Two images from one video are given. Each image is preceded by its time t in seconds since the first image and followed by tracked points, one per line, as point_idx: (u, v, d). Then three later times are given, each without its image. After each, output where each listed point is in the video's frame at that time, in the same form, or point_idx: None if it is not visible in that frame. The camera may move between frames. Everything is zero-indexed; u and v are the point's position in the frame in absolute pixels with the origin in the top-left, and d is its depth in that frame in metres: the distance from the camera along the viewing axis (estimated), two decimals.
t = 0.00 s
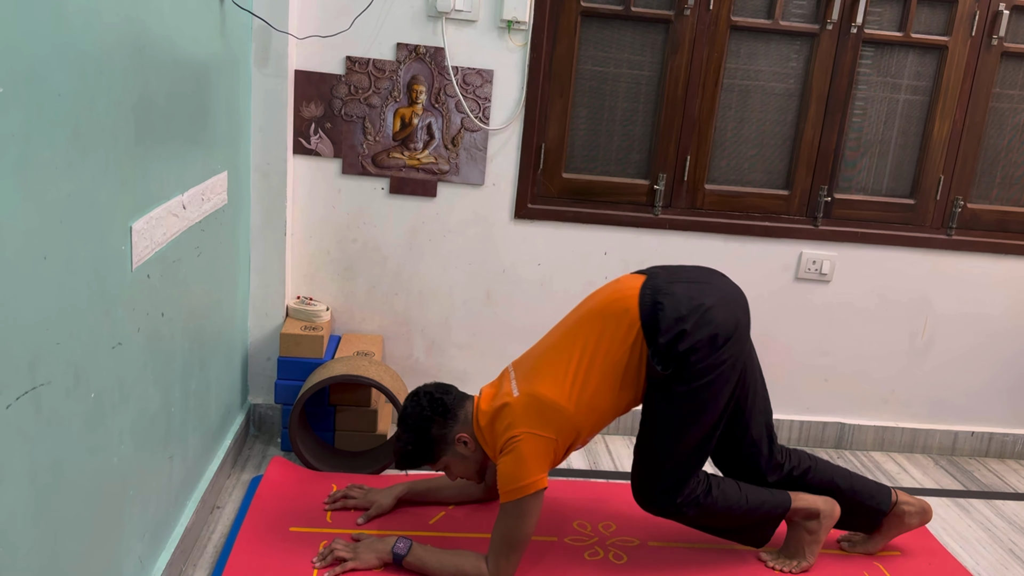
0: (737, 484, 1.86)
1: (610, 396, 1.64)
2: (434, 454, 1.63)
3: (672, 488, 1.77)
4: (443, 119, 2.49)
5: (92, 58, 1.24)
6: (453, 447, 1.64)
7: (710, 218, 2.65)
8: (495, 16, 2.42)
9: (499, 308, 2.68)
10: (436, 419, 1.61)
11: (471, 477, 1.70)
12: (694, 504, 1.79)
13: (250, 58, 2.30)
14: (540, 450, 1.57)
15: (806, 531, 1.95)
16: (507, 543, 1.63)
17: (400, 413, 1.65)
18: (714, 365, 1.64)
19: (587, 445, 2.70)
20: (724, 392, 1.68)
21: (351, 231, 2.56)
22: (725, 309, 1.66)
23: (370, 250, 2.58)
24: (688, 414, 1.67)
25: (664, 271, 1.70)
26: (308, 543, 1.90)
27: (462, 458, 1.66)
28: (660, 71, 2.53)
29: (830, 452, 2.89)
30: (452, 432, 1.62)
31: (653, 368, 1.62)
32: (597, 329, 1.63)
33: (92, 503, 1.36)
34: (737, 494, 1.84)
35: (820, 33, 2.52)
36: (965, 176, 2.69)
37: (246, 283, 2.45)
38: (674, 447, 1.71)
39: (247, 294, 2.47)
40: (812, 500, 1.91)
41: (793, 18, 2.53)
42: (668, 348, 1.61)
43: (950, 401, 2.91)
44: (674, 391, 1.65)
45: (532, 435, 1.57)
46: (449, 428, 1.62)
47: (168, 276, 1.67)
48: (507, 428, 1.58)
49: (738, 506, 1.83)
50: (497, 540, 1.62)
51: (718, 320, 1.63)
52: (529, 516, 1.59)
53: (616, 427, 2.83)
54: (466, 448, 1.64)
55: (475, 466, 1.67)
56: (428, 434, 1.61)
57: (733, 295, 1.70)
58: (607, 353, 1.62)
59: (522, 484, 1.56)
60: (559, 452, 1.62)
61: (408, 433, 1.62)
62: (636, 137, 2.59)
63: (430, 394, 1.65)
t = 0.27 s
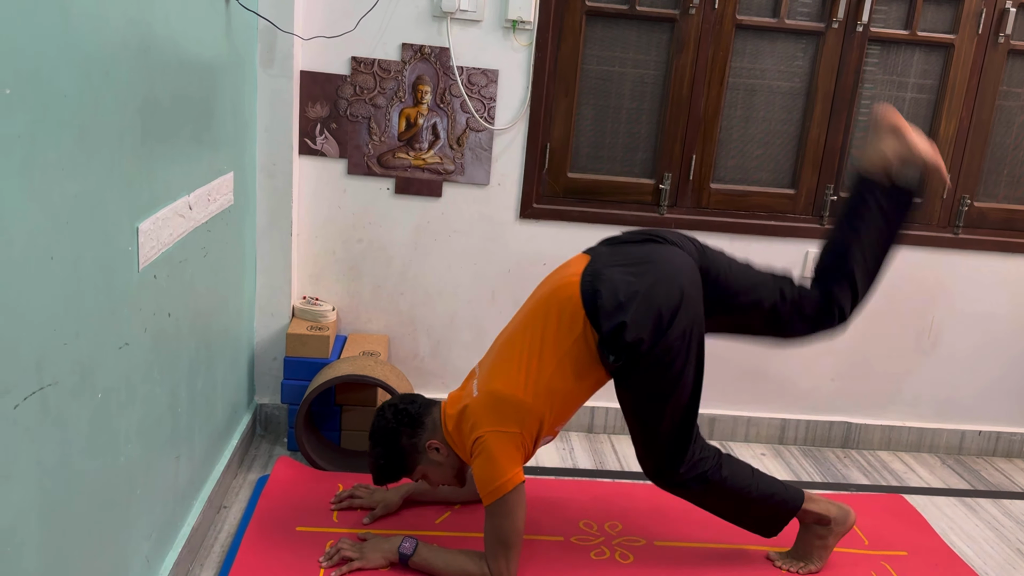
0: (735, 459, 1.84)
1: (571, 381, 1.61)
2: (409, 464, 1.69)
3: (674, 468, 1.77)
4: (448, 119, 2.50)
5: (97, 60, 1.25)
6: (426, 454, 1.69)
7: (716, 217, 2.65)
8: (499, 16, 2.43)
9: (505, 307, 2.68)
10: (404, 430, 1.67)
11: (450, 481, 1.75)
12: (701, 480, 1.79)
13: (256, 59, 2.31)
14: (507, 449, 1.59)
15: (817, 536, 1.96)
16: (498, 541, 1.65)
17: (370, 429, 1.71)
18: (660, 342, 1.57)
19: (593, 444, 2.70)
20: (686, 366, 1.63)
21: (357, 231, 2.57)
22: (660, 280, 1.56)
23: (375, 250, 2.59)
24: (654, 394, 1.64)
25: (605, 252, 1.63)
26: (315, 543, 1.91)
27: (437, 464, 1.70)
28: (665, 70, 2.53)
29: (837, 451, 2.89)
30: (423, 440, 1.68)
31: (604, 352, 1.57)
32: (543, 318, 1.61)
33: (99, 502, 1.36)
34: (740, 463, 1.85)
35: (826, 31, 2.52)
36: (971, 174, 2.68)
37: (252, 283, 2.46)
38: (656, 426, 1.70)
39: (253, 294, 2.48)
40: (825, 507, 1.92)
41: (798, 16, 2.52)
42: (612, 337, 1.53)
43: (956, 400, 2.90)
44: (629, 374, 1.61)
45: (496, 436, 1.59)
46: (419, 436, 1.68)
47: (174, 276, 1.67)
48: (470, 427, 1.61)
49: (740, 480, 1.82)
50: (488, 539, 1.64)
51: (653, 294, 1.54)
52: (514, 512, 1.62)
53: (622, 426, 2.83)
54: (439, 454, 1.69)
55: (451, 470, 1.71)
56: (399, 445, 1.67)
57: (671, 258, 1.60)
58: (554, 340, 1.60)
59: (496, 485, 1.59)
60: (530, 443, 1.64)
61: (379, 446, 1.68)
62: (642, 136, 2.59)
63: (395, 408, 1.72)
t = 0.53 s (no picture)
0: (726, 362, 1.46)
1: (562, 375, 1.59)
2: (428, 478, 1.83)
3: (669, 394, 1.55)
4: (455, 120, 2.50)
5: (107, 61, 1.26)
6: (442, 468, 1.83)
7: (723, 217, 2.64)
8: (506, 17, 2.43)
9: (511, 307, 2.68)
10: (416, 449, 1.84)
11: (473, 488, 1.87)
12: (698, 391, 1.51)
13: (264, 60, 2.32)
14: (507, 449, 1.65)
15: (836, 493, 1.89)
16: (506, 541, 1.68)
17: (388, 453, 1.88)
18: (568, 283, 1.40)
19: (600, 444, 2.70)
20: (603, 294, 1.41)
21: (364, 231, 2.57)
22: (539, 218, 1.36)
23: (382, 251, 2.59)
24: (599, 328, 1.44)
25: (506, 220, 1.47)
26: (323, 541, 1.92)
27: (454, 476, 1.84)
28: (671, 69, 2.53)
29: (845, 451, 2.88)
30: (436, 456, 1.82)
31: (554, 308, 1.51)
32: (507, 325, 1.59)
33: (109, 501, 1.37)
34: (737, 335, 1.48)
35: (833, 30, 2.51)
36: (980, 173, 2.67)
37: (260, 283, 2.47)
38: (631, 362, 1.49)
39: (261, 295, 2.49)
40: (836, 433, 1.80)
41: (805, 15, 2.52)
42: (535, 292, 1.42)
43: (965, 400, 2.89)
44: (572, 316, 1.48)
45: (495, 438, 1.65)
46: (431, 453, 1.83)
47: (183, 276, 1.68)
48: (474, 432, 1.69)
49: (740, 378, 1.48)
50: (497, 540, 1.68)
51: (525, 243, 1.36)
52: (521, 514, 1.65)
53: (628, 426, 2.83)
54: (454, 466, 1.81)
55: (469, 480, 1.84)
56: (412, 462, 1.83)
57: (547, 181, 1.37)
58: (525, 349, 1.57)
59: (500, 486, 1.64)
60: (533, 436, 1.67)
61: (396, 469, 1.85)
62: (648, 136, 2.59)
63: (405, 430, 1.86)
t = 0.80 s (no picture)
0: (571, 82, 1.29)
1: (553, 356, 1.64)
2: (457, 493, 1.82)
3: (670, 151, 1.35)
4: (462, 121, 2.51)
5: (116, 64, 1.27)
6: (469, 478, 1.82)
7: (730, 217, 2.64)
8: (513, 17, 2.43)
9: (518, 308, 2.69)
10: (438, 467, 1.83)
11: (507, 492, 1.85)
12: (679, 124, 1.31)
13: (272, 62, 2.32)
14: (515, 450, 1.67)
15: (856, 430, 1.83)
16: (516, 541, 1.69)
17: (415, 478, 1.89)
18: (523, 233, 1.40)
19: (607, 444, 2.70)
20: (538, 204, 1.37)
21: (371, 232, 2.58)
22: (449, 226, 1.42)
23: (389, 252, 2.60)
24: (572, 204, 1.37)
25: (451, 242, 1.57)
26: (331, 541, 1.93)
27: (483, 483, 1.82)
28: (678, 69, 2.53)
29: (852, 451, 2.87)
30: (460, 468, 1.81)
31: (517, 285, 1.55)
32: (487, 328, 1.64)
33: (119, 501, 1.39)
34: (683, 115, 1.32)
35: (840, 29, 2.50)
36: (988, 172, 2.66)
37: (268, 285, 2.48)
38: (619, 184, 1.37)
39: (269, 296, 2.50)
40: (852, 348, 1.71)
41: (812, 15, 2.51)
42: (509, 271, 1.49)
43: (973, 400, 2.88)
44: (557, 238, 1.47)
45: (501, 441, 1.69)
46: (453, 467, 1.82)
47: (192, 277, 1.69)
48: (483, 437, 1.73)
49: (619, 58, 1.29)
50: (509, 541, 1.69)
51: (453, 251, 1.44)
52: (531, 513, 1.66)
53: (636, 426, 2.83)
54: (480, 475, 1.81)
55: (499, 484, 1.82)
56: (437, 481, 1.82)
57: (439, 191, 1.44)
58: (511, 344, 1.62)
59: (510, 486, 1.66)
60: (541, 432, 1.70)
61: (425, 491, 1.85)
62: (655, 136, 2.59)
63: (424, 450, 1.87)
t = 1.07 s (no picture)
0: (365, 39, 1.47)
1: (547, 353, 1.67)
2: (485, 508, 1.84)
3: (506, 51, 1.50)
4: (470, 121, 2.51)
5: (128, 66, 1.27)
6: (494, 491, 1.83)
7: (738, 216, 2.63)
8: (520, 18, 2.43)
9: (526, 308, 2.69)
10: (460, 488, 1.84)
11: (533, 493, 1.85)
12: (496, 21, 1.46)
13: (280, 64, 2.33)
14: (523, 453, 1.68)
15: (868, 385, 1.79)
16: (528, 544, 1.70)
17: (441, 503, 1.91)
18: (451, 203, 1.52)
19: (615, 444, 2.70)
20: (441, 165, 1.50)
21: (380, 233, 2.59)
22: (405, 235, 1.55)
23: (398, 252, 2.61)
24: (470, 144, 1.50)
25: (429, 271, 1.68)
26: (341, 541, 1.93)
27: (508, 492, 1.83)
28: (685, 69, 2.52)
29: (862, 451, 2.86)
30: (482, 485, 1.82)
31: (492, 286, 1.63)
32: (474, 342, 1.70)
33: (132, 501, 1.39)
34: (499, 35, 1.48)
35: (848, 28, 2.49)
36: (998, 171, 2.65)
37: (277, 286, 2.49)
38: (493, 98, 1.50)
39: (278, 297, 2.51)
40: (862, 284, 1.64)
41: (820, 14, 2.50)
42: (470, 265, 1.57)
43: (983, 399, 2.86)
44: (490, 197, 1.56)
45: (509, 446, 1.70)
46: (475, 485, 1.83)
47: (202, 279, 1.70)
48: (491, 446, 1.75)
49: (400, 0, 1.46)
50: (521, 544, 1.69)
51: (413, 258, 1.57)
52: (541, 515, 1.66)
53: (644, 427, 2.83)
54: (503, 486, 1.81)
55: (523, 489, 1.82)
56: (464, 502, 1.84)
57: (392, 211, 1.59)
58: (500, 353, 1.66)
59: (522, 489, 1.66)
60: (548, 431, 1.70)
61: (454, 514, 1.87)
62: (663, 136, 2.58)
63: (443, 475, 1.89)
